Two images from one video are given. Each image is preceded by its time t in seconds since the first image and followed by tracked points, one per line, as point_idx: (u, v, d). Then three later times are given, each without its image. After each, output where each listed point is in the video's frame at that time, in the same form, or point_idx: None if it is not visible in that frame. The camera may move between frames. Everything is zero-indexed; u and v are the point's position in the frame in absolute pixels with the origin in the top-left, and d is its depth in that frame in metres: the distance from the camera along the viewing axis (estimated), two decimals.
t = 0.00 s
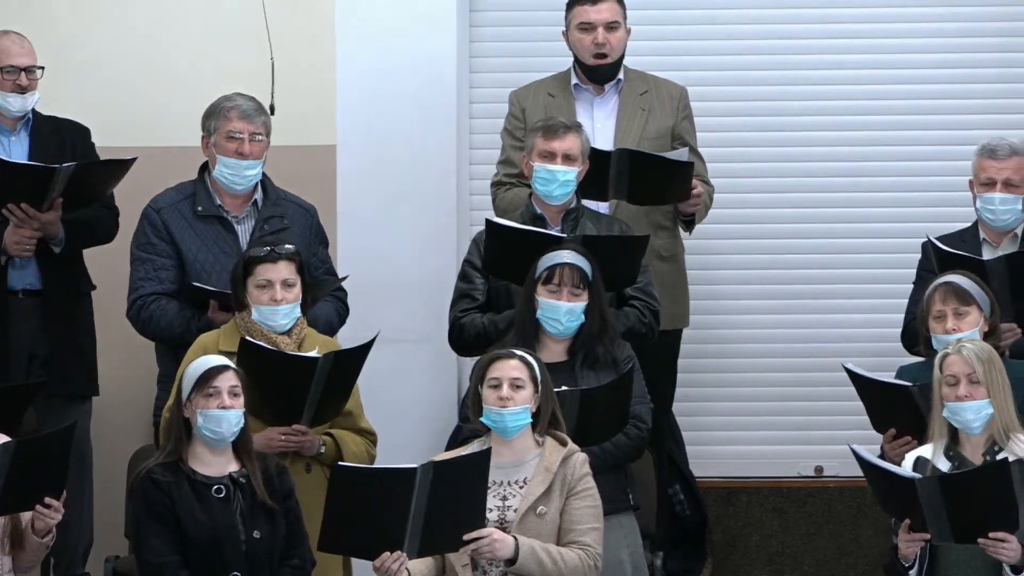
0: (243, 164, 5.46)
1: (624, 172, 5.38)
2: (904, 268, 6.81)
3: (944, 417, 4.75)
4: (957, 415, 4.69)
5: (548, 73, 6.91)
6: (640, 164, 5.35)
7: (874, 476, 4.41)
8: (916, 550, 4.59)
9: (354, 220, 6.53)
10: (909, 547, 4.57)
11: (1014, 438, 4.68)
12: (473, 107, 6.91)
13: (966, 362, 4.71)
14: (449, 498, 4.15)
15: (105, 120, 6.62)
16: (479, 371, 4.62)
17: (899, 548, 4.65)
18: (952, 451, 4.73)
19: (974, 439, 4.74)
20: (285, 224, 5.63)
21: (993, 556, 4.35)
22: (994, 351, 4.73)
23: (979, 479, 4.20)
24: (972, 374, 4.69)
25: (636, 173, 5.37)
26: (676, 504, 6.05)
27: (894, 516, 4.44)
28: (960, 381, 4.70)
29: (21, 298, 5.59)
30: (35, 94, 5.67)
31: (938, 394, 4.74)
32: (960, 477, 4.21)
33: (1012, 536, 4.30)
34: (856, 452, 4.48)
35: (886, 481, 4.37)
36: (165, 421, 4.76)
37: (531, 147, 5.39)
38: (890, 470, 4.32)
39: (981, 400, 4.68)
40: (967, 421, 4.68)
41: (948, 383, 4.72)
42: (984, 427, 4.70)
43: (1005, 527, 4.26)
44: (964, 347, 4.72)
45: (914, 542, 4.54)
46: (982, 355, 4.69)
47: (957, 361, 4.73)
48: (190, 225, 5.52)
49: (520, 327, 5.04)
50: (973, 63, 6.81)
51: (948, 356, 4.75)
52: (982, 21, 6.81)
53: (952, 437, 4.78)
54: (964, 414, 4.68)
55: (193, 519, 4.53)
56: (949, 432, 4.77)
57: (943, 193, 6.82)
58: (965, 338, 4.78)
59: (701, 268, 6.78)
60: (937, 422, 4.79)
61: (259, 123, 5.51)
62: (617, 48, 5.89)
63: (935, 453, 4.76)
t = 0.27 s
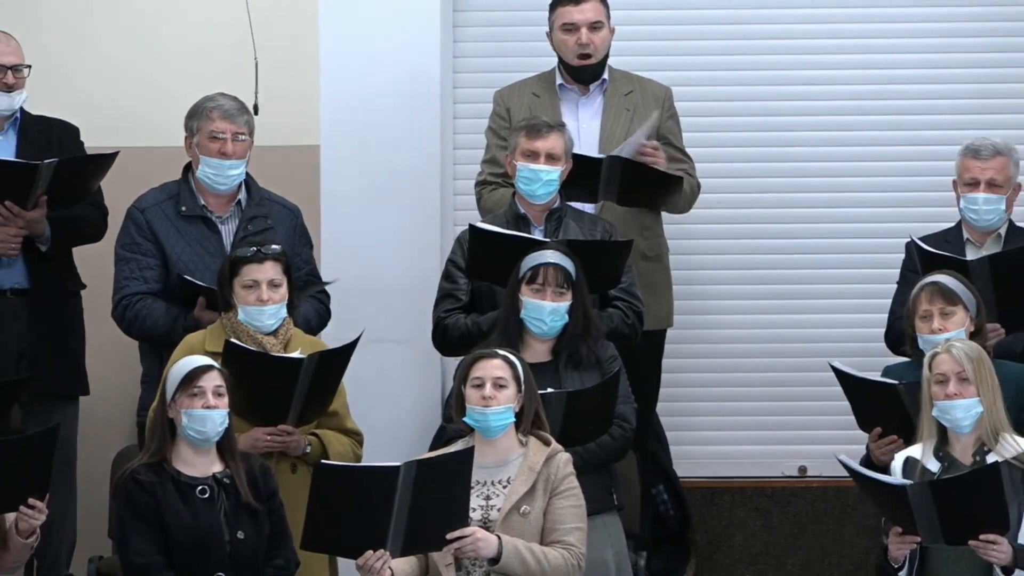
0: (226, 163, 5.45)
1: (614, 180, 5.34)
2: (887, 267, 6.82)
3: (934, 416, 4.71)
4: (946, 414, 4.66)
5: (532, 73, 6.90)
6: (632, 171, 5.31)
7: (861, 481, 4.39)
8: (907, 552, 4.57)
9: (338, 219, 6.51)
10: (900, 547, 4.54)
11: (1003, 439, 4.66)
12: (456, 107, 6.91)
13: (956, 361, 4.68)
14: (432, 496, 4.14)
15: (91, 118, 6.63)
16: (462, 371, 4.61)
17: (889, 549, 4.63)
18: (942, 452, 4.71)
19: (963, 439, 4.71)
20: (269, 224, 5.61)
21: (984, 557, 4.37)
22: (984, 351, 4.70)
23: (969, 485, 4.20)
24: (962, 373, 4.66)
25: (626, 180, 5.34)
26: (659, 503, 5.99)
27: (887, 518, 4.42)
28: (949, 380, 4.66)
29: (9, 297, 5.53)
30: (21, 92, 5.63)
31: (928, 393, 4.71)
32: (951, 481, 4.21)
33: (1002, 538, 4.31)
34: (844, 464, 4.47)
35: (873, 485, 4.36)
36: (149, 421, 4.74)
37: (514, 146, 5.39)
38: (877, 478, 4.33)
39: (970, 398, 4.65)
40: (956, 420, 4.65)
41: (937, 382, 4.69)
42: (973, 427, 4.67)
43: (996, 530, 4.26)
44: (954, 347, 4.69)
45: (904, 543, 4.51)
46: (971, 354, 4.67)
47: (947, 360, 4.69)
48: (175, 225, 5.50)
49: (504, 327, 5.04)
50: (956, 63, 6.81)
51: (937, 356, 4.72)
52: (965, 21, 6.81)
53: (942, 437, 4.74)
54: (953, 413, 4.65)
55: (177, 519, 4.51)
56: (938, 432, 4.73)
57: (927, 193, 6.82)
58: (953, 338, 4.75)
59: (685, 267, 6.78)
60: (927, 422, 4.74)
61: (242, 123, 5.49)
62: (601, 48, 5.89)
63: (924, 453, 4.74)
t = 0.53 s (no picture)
0: (212, 163, 5.43)
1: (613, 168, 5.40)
2: (873, 268, 6.83)
3: (927, 416, 4.70)
4: (940, 413, 4.65)
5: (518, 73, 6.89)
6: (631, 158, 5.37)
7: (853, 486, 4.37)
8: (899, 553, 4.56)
9: (325, 219, 6.50)
10: (893, 549, 4.53)
11: (997, 439, 4.65)
12: (443, 107, 6.90)
13: (949, 361, 4.67)
14: (418, 495, 4.14)
15: (76, 119, 6.61)
16: (448, 372, 4.60)
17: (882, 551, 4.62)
18: (935, 452, 4.71)
19: (957, 439, 4.70)
20: (255, 224, 5.59)
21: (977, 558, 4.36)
22: (977, 351, 4.69)
23: (962, 486, 4.19)
24: (955, 372, 4.65)
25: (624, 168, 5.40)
26: (646, 504, 6.04)
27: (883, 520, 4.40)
28: (943, 379, 4.65)
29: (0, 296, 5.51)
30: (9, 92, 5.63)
31: (922, 393, 4.70)
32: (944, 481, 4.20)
33: (995, 538, 4.31)
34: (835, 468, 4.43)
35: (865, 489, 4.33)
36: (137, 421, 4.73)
37: (501, 146, 5.38)
38: (870, 480, 4.30)
39: (963, 398, 4.64)
40: (949, 420, 4.64)
41: (931, 381, 4.68)
42: (966, 427, 4.66)
43: (989, 530, 4.26)
44: (948, 346, 4.68)
45: (897, 543, 4.50)
46: (965, 353, 4.66)
47: (940, 360, 4.68)
48: (161, 225, 5.49)
49: (490, 326, 5.03)
50: (942, 63, 6.81)
51: (931, 355, 4.71)
52: (952, 21, 6.82)
53: (935, 436, 4.73)
54: (946, 413, 4.64)
55: (164, 518, 4.49)
56: (931, 432, 4.73)
57: (914, 193, 6.82)
58: (947, 336, 4.74)
59: (672, 267, 6.79)
60: (921, 421, 4.74)
61: (227, 122, 5.48)
62: (589, 48, 5.89)
63: (918, 453, 4.74)
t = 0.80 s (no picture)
0: (200, 163, 5.42)
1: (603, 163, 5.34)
2: (861, 267, 6.83)
3: (921, 416, 4.69)
4: (933, 414, 4.63)
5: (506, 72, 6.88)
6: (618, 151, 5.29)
7: (847, 484, 4.37)
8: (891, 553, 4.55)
9: (313, 219, 6.49)
10: (887, 549, 4.52)
11: (990, 438, 4.63)
12: (431, 107, 6.89)
13: (942, 361, 4.65)
14: (404, 494, 4.14)
15: (65, 120, 6.60)
16: (435, 372, 4.59)
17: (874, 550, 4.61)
18: (928, 452, 4.69)
19: (950, 439, 4.68)
20: (243, 224, 5.58)
21: (971, 557, 4.35)
22: (969, 350, 4.68)
23: (955, 486, 4.18)
24: (949, 372, 4.63)
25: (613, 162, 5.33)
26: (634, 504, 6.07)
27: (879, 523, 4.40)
28: (936, 379, 4.64)
29: None
30: None
31: (915, 394, 4.69)
32: (937, 480, 4.20)
33: (989, 537, 4.30)
34: (827, 465, 4.44)
35: (859, 487, 4.33)
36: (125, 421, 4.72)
37: (491, 145, 5.38)
38: (863, 480, 4.31)
39: (956, 398, 4.62)
40: (943, 420, 4.62)
41: (924, 381, 4.66)
42: (959, 427, 4.65)
43: (982, 530, 4.25)
44: (941, 346, 4.66)
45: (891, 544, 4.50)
46: (958, 353, 4.64)
47: (934, 360, 4.66)
48: (149, 225, 5.47)
49: (478, 326, 5.03)
50: (930, 63, 6.81)
51: (924, 355, 4.70)
52: (940, 21, 6.82)
53: (928, 436, 4.72)
54: (939, 413, 4.62)
55: (152, 519, 4.48)
56: (924, 432, 4.70)
57: (902, 192, 6.82)
58: (940, 336, 4.73)
59: (660, 268, 6.79)
60: (914, 422, 4.72)
61: (214, 122, 5.46)
62: (577, 48, 5.88)
63: (911, 453, 4.72)
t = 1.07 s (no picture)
0: (186, 164, 5.40)
1: (595, 165, 5.39)
2: (844, 268, 6.84)
3: (910, 416, 4.68)
4: (922, 413, 4.62)
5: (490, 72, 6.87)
6: (613, 155, 5.35)
7: (841, 476, 4.37)
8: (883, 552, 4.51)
9: (298, 219, 6.48)
10: (877, 548, 4.49)
11: (980, 438, 4.62)
12: (415, 107, 6.88)
13: (931, 360, 4.65)
14: (389, 495, 4.12)
15: (50, 121, 6.58)
16: (420, 372, 4.58)
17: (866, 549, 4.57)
18: (918, 452, 4.68)
19: (939, 439, 4.67)
20: (229, 224, 5.57)
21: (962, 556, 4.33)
22: (959, 350, 4.67)
23: (947, 481, 4.17)
24: (938, 371, 4.62)
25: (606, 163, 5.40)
26: (619, 505, 6.10)
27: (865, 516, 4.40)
28: (925, 378, 4.63)
29: None
30: None
31: (904, 394, 4.68)
32: (929, 476, 4.18)
33: (980, 535, 4.29)
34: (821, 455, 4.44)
35: (852, 480, 4.34)
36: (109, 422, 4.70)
37: (478, 145, 5.37)
38: (860, 471, 4.30)
39: (946, 397, 4.61)
40: (933, 420, 4.62)
41: (914, 381, 4.66)
42: (949, 427, 4.64)
43: (974, 529, 4.23)
44: (930, 346, 4.65)
45: (882, 542, 4.45)
46: (947, 353, 4.63)
47: (923, 359, 4.66)
48: (135, 225, 5.46)
49: (463, 326, 5.02)
50: (915, 62, 6.81)
51: (914, 354, 4.69)
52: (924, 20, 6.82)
53: (917, 436, 4.71)
54: (929, 412, 4.61)
55: (136, 519, 4.46)
56: (913, 432, 4.70)
57: (887, 192, 6.82)
58: (930, 336, 4.72)
59: (644, 268, 6.80)
60: (904, 422, 4.71)
61: (200, 122, 5.44)
62: (565, 47, 5.87)
63: (901, 453, 4.71)
